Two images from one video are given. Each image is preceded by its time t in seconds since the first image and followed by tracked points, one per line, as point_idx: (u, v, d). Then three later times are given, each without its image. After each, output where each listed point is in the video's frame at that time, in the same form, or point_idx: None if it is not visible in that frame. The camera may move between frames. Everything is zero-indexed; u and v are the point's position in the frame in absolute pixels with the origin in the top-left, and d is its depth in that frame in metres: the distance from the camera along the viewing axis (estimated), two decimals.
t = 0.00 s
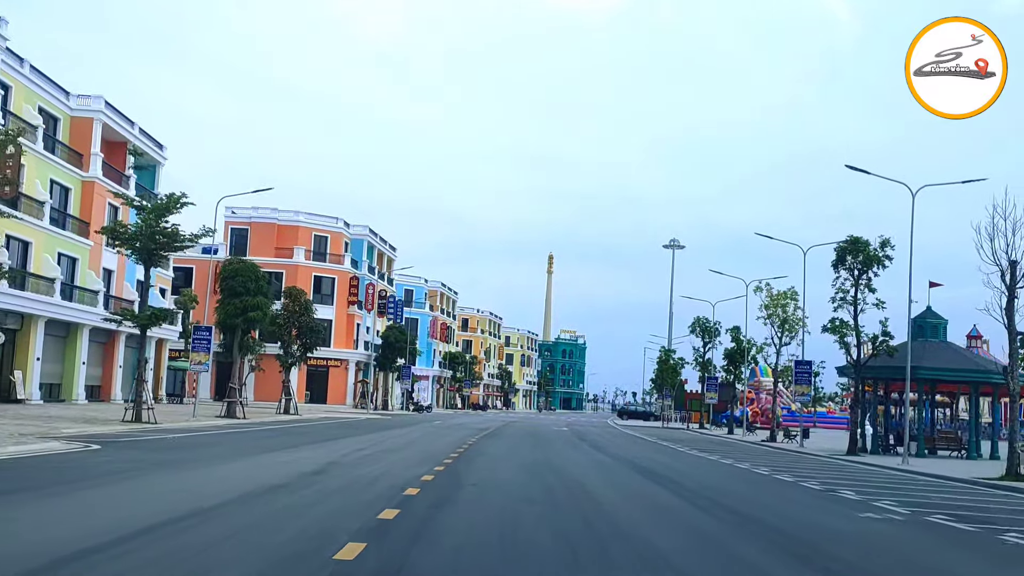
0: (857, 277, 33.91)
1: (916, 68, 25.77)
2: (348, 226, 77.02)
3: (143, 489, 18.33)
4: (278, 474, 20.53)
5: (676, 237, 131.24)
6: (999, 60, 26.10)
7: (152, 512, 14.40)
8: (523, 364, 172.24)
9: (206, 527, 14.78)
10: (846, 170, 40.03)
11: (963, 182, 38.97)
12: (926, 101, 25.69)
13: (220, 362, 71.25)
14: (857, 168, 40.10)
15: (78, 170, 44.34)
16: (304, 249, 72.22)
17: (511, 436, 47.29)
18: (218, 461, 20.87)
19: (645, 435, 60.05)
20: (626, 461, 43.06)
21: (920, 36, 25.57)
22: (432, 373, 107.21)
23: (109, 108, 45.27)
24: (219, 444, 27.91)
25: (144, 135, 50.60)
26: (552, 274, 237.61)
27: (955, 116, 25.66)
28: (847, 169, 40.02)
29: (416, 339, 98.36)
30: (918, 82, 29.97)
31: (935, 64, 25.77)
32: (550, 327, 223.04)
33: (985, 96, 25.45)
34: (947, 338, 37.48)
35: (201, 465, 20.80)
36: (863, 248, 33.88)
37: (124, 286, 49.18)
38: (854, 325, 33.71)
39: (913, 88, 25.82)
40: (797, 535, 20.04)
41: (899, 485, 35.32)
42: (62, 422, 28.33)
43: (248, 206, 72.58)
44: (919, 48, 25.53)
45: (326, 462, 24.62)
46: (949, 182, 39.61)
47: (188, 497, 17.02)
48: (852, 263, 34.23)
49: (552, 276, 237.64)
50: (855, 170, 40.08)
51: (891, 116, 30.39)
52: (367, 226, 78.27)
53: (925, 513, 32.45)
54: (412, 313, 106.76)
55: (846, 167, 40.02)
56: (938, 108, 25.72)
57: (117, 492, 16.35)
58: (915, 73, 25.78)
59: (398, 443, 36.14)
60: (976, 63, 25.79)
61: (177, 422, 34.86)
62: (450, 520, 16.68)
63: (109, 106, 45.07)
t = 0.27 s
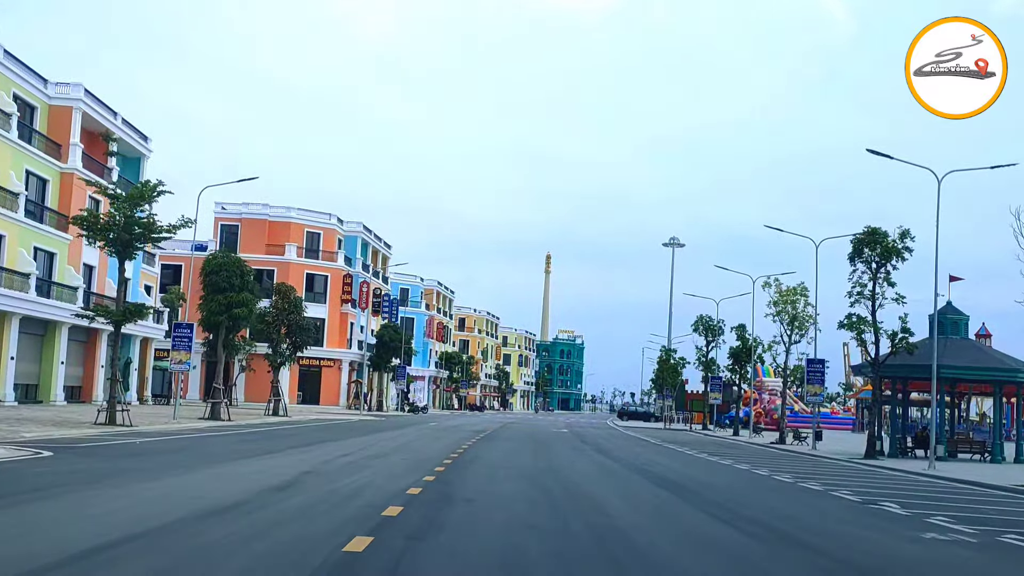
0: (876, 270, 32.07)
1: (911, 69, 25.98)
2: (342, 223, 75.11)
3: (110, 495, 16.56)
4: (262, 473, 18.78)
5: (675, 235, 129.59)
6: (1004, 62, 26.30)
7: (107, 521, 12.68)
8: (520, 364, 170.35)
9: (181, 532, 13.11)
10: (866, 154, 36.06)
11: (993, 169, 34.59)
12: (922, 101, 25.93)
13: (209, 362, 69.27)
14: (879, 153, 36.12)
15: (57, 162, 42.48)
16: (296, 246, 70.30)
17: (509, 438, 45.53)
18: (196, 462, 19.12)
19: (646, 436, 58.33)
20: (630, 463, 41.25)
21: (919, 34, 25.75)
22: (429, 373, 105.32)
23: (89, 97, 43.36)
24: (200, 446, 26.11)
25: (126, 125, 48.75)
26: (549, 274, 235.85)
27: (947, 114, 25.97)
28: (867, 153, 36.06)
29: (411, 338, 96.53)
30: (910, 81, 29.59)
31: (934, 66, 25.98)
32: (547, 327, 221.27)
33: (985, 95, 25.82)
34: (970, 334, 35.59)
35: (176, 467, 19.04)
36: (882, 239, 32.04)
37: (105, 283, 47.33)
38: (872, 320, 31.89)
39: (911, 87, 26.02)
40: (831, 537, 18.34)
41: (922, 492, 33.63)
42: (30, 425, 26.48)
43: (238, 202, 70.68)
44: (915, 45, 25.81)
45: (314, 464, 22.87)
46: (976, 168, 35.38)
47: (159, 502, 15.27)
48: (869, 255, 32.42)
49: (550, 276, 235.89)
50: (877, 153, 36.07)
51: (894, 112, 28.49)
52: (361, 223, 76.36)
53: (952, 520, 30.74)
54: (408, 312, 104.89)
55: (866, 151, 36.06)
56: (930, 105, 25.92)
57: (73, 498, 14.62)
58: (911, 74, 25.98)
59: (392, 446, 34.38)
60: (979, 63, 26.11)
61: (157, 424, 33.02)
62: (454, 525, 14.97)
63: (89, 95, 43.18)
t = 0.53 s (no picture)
0: (895, 261, 30.20)
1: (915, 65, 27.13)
2: (335, 219, 73.19)
3: (60, 508, 14.83)
4: (236, 481, 17.08)
5: (674, 233, 127.83)
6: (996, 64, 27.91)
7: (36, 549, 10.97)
8: (518, 364, 168.52)
9: (127, 557, 11.39)
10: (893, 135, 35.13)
11: None
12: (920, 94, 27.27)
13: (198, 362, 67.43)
14: (905, 135, 35.12)
15: (33, 152, 40.61)
16: (287, 243, 68.41)
17: (507, 440, 43.81)
18: (162, 469, 17.38)
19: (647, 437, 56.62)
20: (633, 466, 39.47)
21: (919, 35, 27.15)
22: (425, 373, 103.56)
23: (66, 84, 41.57)
24: (175, 451, 24.32)
25: (108, 115, 46.87)
26: (547, 273, 234.11)
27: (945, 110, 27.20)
28: (894, 134, 35.13)
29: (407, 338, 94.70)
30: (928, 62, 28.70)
31: (934, 63, 27.34)
32: (545, 327, 219.48)
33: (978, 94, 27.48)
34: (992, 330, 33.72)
35: (142, 475, 17.32)
36: (901, 229, 30.17)
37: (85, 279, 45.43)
38: (892, 315, 30.04)
39: (912, 82, 27.48)
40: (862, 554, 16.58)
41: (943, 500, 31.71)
42: None
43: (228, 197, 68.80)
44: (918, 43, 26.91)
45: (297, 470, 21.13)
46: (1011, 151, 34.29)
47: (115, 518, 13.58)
48: (888, 246, 30.56)
49: (547, 275, 234.13)
50: (904, 136, 35.12)
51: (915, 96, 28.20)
52: (355, 219, 74.44)
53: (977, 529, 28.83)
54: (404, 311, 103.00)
55: (894, 132, 35.12)
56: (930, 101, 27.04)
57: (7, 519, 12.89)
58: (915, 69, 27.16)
59: (384, 449, 32.65)
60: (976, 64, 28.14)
61: (133, 426, 31.16)
62: (450, 540, 13.33)
63: (67, 82, 41.37)
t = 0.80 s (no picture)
0: (918, 252, 28.26)
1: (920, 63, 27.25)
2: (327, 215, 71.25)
3: None
4: (206, 490, 15.26)
5: (673, 231, 126.13)
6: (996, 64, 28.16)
7: None
8: (515, 364, 166.71)
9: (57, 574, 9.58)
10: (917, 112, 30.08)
11: None
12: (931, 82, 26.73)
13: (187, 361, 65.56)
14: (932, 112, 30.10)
15: (6, 140, 38.73)
16: (278, 239, 66.43)
17: (505, 443, 42.00)
18: (118, 476, 15.53)
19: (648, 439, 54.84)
20: (638, 468, 37.60)
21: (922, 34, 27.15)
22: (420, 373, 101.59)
23: (41, 70, 39.73)
24: (148, 455, 22.45)
25: (88, 104, 45.04)
26: (544, 272, 232.41)
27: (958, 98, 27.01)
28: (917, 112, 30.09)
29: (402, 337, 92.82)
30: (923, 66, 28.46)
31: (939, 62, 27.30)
32: (542, 326, 217.72)
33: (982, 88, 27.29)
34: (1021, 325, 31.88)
35: (102, 485, 15.50)
36: (924, 217, 28.27)
37: (64, 275, 43.50)
38: (914, 308, 28.13)
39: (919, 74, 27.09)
40: (902, 562, 14.80)
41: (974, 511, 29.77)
42: None
43: (217, 192, 66.85)
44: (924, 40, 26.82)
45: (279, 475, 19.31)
46: None
47: (60, 532, 11.77)
48: (910, 236, 28.66)
49: (544, 275, 232.44)
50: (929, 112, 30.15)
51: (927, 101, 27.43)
52: (348, 215, 72.51)
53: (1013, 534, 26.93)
54: (399, 310, 101.11)
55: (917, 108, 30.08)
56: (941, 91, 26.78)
57: None
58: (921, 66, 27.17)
59: (376, 453, 30.83)
60: (976, 64, 28.34)
61: (106, 429, 29.23)
62: (443, 559, 11.49)
63: (42, 67, 39.52)
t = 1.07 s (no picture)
0: (944, 241, 26.40)
1: (915, 74, 21.24)
2: (319, 211, 69.31)
3: None
4: (162, 504, 13.44)
5: (673, 229, 124.27)
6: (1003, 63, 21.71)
7: None
8: (512, 364, 164.88)
9: None
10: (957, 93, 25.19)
11: None
12: (924, 104, 21.08)
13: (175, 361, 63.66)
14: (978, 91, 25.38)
15: None
16: (268, 235, 64.49)
17: (502, 445, 40.23)
18: (61, 488, 13.71)
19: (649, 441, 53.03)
20: (642, 471, 35.78)
21: (918, 33, 21.22)
22: (417, 374, 100.32)
23: (15, 54, 37.90)
24: (116, 462, 20.60)
25: (66, 91, 43.17)
26: (541, 272, 230.68)
27: (957, 119, 21.04)
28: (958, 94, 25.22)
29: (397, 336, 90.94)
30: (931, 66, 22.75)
31: (936, 65, 21.26)
32: (539, 326, 215.90)
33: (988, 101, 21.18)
34: None
35: (42, 498, 13.65)
36: (951, 203, 26.41)
37: (41, 270, 41.64)
38: (941, 301, 26.25)
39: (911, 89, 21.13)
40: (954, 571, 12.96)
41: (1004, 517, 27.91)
42: None
43: (206, 187, 64.93)
44: (916, 45, 21.10)
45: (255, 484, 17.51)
46: None
47: None
48: (935, 224, 26.80)
49: (542, 274, 230.69)
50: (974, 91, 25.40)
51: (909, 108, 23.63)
52: (340, 210, 70.56)
53: None
54: (394, 308, 99.23)
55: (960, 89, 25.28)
56: (937, 113, 21.12)
57: None
58: (915, 79, 21.23)
59: (365, 459, 29.02)
60: (975, 64, 21.53)
61: (75, 432, 27.34)
62: None
63: (15, 51, 37.69)
